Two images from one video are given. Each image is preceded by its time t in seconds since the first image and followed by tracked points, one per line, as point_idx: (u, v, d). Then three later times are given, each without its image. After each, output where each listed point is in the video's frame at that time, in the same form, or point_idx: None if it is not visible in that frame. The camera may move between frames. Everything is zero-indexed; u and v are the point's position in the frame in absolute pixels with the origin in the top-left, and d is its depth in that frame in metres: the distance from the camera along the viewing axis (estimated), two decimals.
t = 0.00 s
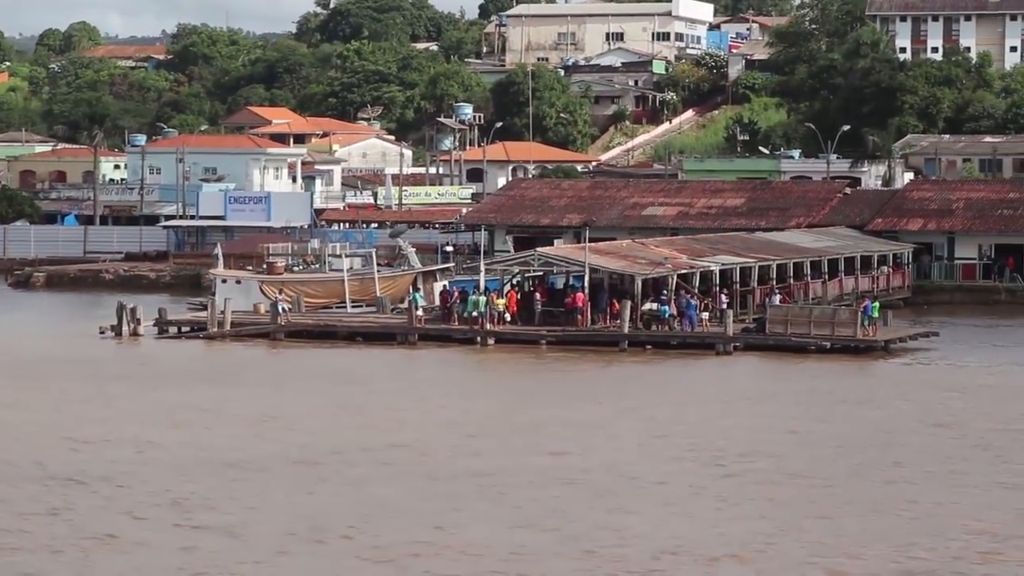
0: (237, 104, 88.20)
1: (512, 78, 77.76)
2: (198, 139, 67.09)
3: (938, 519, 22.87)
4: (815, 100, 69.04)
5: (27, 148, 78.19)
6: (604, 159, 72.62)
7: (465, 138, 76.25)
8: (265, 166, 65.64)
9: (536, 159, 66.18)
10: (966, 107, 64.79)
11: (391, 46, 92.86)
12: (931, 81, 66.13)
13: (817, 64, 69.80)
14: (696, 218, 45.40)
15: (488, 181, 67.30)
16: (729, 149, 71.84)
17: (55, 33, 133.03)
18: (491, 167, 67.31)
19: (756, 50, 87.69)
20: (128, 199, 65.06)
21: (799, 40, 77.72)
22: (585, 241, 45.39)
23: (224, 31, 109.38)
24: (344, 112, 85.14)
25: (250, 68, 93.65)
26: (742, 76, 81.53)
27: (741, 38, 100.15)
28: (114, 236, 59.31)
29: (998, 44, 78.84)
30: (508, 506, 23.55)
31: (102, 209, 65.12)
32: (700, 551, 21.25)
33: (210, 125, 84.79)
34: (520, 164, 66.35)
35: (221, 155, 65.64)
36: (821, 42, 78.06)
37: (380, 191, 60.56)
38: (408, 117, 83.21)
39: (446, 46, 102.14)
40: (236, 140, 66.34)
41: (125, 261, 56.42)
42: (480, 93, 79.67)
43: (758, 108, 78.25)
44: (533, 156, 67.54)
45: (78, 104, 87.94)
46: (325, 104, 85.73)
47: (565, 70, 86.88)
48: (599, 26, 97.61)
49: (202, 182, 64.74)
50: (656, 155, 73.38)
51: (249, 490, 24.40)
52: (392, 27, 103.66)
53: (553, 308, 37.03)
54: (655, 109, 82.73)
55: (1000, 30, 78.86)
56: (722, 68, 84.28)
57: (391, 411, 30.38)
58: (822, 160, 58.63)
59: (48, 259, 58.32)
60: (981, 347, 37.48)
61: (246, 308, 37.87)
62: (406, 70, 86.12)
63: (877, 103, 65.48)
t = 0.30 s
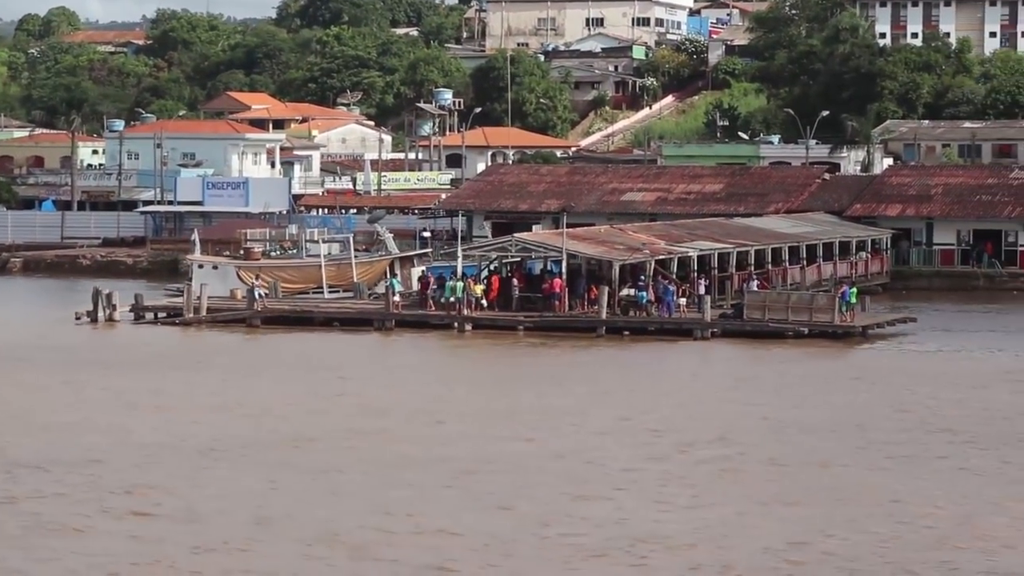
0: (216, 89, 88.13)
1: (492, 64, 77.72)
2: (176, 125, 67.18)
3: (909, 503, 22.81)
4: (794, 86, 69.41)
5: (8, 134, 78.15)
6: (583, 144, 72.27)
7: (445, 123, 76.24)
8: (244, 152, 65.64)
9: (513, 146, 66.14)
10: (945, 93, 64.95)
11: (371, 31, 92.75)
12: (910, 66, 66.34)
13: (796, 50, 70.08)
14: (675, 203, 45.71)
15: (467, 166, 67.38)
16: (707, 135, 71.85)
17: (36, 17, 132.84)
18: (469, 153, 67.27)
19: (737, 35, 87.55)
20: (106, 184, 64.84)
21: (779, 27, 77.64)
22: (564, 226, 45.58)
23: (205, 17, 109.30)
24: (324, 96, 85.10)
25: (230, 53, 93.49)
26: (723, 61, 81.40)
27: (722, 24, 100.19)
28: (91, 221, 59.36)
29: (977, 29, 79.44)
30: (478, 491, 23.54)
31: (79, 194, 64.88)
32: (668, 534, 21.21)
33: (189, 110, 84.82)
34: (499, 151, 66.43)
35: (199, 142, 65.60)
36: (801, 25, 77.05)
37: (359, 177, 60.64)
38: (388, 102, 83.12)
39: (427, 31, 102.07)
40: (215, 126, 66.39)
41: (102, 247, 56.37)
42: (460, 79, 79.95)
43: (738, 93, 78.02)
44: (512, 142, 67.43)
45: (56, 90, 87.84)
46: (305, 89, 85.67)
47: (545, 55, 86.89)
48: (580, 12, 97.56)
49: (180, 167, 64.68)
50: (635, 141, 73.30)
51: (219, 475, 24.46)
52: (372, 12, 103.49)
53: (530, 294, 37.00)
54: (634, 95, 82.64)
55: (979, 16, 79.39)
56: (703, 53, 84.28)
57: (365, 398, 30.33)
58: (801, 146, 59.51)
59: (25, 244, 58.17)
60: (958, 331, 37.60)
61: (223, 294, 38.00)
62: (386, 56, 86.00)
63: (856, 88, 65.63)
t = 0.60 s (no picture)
0: (200, 74, 88.12)
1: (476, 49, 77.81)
2: (158, 110, 67.12)
3: (887, 490, 22.73)
4: (778, 70, 68.89)
5: None
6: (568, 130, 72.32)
7: (429, 109, 76.32)
8: (226, 137, 65.45)
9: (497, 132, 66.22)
10: (931, 78, 65.17)
11: (354, 16, 92.79)
12: (894, 51, 67.03)
13: (781, 34, 69.78)
14: (658, 188, 45.78)
15: (451, 151, 67.44)
16: (690, 121, 71.85)
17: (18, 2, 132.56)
18: (455, 139, 67.38)
19: (721, 21, 87.85)
20: (89, 170, 64.50)
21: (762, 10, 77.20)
22: (546, 212, 45.62)
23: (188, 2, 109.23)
24: (308, 82, 85.13)
25: (213, 38, 93.53)
26: (707, 47, 81.59)
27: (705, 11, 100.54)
28: (74, 207, 59.06)
29: (960, 15, 81.36)
30: (454, 476, 23.52)
31: (61, 179, 64.85)
32: (643, 522, 21.10)
33: (172, 96, 84.77)
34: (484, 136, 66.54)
35: (183, 126, 65.46)
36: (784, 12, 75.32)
37: (343, 162, 60.65)
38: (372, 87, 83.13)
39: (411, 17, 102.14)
40: (197, 111, 66.29)
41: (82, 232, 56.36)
42: (444, 64, 80.03)
43: (722, 78, 78.01)
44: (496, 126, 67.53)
45: (39, 75, 87.71)
46: (289, 74, 85.67)
47: (530, 41, 87.02)
48: None
49: (162, 152, 64.55)
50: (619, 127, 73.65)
51: (195, 460, 24.41)
52: None
53: (513, 279, 36.92)
54: (619, 80, 82.81)
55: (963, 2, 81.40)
56: (687, 38, 84.62)
57: (345, 384, 30.23)
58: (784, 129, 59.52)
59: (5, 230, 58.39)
60: (939, 317, 37.67)
61: (204, 280, 38.03)
62: (369, 41, 85.91)
63: (841, 74, 65.60)
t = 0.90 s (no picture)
0: (193, 70, 88.06)
1: (470, 45, 77.79)
2: (149, 106, 67.11)
3: (876, 488, 22.64)
4: (772, 67, 68.80)
5: None
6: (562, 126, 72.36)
7: (423, 105, 76.29)
8: (219, 132, 65.59)
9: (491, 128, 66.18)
10: (925, 75, 65.41)
11: (347, 11, 92.67)
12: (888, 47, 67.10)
13: (775, 30, 69.59)
14: (651, 184, 45.76)
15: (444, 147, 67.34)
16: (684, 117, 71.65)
17: None
18: (449, 134, 67.28)
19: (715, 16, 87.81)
20: (81, 166, 64.61)
21: (756, 6, 77.01)
22: (538, 208, 45.57)
23: None
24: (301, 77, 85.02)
25: (207, 34, 93.48)
26: (701, 42, 81.53)
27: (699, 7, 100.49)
28: (65, 202, 59.10)
29: (954, 11, 81.18)
30: (441, 472, 23.49)
31: (53, 175, 64.75)
32: (631, 518, 21.04)
33: (165, 91, 84.71)
34: (478, 132, 66.60)
35: (175, 122, 65.47)
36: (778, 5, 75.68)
37: (336, 158, 60.61)
38: (365, 83, 83.02)
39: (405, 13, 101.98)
40: (189, 107, 66.25)
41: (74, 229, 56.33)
42: (437, 60, 80.12)
43: (716, 75, 77.89)
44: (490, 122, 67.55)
45: (33, 70, 87.60)
46: (282, 69, 85.58)
47: (523, 36, 86.94)
48: None
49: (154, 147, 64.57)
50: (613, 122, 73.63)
51: (182, 456, 24.37)
52: None
53: (505, 275, 36.83)
54: (613, 76, 82.86)
55: None
56: (682, 34, 84.65)
57: (336, 381, 30.18)
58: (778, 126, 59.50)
59: None
60: (931, 313, 37.63)
61: (195, 276, 37.94)
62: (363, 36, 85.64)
63: (836, 70, 65.41)
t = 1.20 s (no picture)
0: (196, 77, 88.15)
1: (472, 53, 77.83)
2: (151, 113, 67.18)
3: (873, 497, 22.58)
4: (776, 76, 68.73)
5: None
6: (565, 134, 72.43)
7: (426, 113, 76.31)
8: (220, 139, 65.60)
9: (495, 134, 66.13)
10: (928, 83, 65.85)
11: (350, 19, 92.79)
12: (891, 54, 67.37)
13: (777, 38, 69.74)
14: (653, 193, 45.75)
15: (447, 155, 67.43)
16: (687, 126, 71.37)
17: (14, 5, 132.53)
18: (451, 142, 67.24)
19: (717, 24, 87.86)
20: (83, 173, 64.73)
21: (759, 14, 76.97)
22: (539, 215, 45.54)
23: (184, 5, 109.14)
24: (303, 84, 85.07)
25: (210, 41, 93.55)
26: (703, 50, 81.45)
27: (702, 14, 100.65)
28: (67, 210, 59.16)
29: (958, 19, 81.19)
30: (438, 480, 23.43)
31: (55, 182, 64.82)
32: (627, 527, 20.99)
33: (168, 98, 84.78)
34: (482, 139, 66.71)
35: (177, 130, 65.52)
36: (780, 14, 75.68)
37: (338, 165, 60.61)
38: (368, 90, 82.97)
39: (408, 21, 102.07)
40: (191, 115, 66.34)
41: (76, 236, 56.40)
42: (439, 67, 80.25)
43: (719, 82, 77.86)
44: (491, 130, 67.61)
45: (36, 78, 87.67)
46: (285, 77, 85.64)
47: (526, 44, 86.98)
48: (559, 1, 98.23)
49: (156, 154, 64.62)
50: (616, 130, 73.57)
51: (177, 464, 24.33)
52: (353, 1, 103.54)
53: (506, 283, 36.76)
54: (616, 84, 83.08)
55: (961, 6, 81.16)
56: (685, 42, 84.76)
57: (334, 388, 30.12)
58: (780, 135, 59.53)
59: None
60: (933, 322, 37.58)
61: (197, 283, 37.81)
62: (366, 43, 85.58)
63: (838, 78, 65.24)
